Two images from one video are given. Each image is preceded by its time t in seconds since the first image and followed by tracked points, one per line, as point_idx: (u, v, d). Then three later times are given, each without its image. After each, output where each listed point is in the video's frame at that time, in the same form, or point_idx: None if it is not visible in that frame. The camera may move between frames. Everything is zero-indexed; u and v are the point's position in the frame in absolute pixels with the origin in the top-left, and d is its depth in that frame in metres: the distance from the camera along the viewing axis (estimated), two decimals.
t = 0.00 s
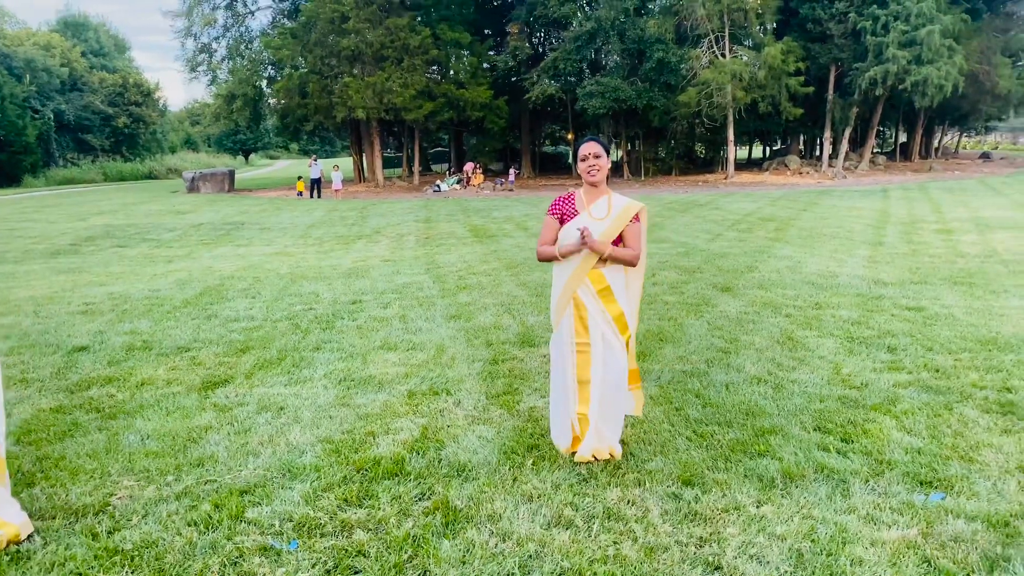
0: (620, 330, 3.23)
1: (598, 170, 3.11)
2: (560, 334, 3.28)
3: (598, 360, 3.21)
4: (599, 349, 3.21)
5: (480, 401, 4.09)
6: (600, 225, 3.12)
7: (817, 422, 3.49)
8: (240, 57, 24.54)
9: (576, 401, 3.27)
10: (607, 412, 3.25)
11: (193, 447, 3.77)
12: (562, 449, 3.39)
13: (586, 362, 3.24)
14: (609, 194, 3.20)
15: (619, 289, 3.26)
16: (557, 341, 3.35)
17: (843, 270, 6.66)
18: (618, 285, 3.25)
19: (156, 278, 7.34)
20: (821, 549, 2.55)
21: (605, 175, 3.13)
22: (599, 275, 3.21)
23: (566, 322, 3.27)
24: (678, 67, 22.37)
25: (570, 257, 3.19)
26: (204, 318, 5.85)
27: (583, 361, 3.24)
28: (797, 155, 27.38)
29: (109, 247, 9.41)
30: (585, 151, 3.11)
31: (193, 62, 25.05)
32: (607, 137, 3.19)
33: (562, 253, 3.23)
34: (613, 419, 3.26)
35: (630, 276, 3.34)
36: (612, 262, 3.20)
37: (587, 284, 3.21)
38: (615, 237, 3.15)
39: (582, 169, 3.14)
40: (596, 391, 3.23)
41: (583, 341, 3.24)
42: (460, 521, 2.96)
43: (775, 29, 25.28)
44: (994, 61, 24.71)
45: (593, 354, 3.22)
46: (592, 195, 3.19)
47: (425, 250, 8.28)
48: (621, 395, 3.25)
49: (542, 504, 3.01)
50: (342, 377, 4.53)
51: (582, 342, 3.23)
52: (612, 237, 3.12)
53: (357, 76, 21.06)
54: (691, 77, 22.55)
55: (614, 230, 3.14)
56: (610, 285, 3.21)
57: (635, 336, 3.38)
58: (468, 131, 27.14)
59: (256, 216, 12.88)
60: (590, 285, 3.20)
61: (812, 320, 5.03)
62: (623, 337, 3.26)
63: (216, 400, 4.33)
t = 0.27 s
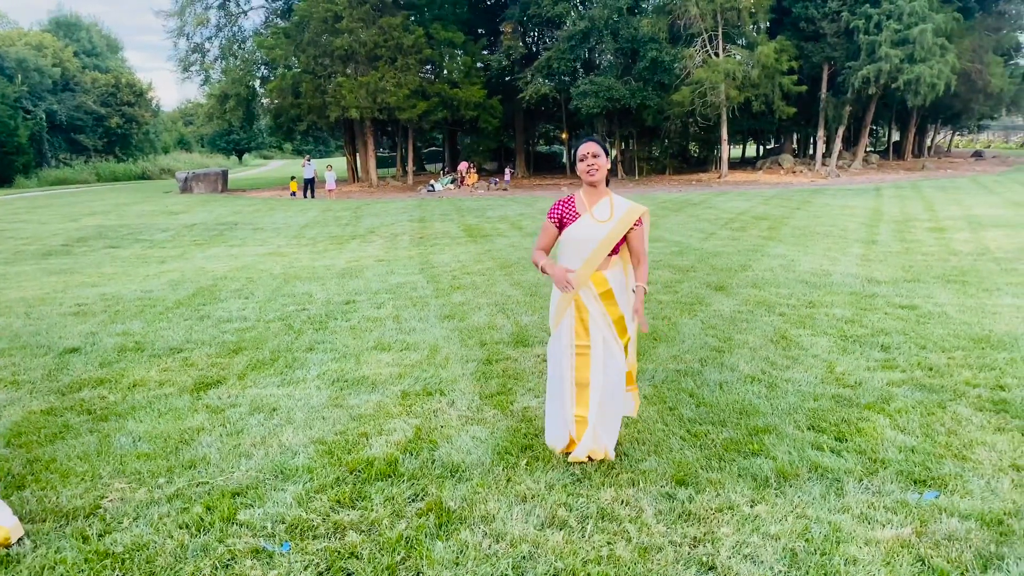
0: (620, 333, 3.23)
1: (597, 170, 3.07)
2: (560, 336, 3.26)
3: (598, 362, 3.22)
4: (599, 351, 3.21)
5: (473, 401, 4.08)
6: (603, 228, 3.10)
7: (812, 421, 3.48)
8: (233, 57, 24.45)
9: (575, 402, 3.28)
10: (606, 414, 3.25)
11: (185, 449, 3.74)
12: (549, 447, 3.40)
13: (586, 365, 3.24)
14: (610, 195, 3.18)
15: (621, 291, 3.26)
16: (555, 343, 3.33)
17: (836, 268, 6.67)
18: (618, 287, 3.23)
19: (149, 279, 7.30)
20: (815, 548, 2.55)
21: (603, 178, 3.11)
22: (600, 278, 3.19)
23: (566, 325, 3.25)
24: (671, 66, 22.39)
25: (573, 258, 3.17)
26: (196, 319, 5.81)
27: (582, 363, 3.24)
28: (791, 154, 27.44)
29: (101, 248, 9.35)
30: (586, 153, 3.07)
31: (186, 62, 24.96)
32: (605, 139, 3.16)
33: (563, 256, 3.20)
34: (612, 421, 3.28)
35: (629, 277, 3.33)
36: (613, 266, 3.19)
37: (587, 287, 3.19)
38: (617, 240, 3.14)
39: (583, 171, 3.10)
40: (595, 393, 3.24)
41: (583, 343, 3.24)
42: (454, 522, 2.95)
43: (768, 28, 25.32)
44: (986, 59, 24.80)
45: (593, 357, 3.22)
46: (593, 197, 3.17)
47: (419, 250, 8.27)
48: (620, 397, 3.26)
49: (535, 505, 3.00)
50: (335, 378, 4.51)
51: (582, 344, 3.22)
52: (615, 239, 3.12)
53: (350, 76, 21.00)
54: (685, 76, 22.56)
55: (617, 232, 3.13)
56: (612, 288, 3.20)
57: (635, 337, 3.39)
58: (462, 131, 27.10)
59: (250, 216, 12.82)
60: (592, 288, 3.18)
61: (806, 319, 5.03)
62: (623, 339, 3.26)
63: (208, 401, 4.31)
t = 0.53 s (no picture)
0: (619, 341, 3.21)
1: (586, 178, 3.08)
2: (557, 348, 3.20)
3: (599, 372, 3.17)
4: (599, 361, 3.17)
5: (468, 402, 4.06)
6: (598, 237, 3.10)
7: (806, 421, 3.47)
8: (227, 57, 24.34)
9: (574, 414, 3.21)
10: (606, 424, 3.21)
11: (177, 451, 3.71)
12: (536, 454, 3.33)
13: (586, 376, 3.18)
14: (600, 204, 3.18)
15: (616, 300, 3.24)
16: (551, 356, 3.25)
17: (831, 267, 6.66)
18: (614, 297, 3.23)
19: (142, 279, 7.26)
20: (810, 549, 2.53)
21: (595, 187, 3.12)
22: (596, 287, 3.18)
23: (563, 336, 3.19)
24: (666, 66, 22.38)
25: (569, 268, 3.15)
26: (190, 320, 5.78)
27: (582, 374, 3.18)
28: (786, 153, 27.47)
29: (94, 249, 9.30)
30: (577, 163, 3.09)
31: (179, 62, 24.87)
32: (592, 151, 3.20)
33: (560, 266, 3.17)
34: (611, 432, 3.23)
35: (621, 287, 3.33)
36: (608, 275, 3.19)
37: (585, 297, 3.16)
38: (613, 248, 3.13)
39: (575, 182, 3.11)
40: (596, 404, 3.18)
41: (582, 354, 3.18)
42: (448, 524, 2.92)
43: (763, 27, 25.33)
44: (980, 58, 24.83)
45: (594, 368, 3.16)
46: (584, 207, 3.17)
47: (414, 250, 8.25)
48: (619, 407, 3.23)
49: (530, 506, 2.98)
50: (329, 379, 4.48)
51: (582, 355, 3.17)
52: (611, 247, 3.12)
53: (345, 76, 20.94)
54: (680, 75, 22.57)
55: (612, 239, 3.12)
56: (607, 297, 3.19)
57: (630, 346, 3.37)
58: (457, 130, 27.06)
59: (244, 217, 12.77)
60: (588, 298, 3.16)
61: (801, 318, 5.02)
62: (621, 348, 3.24)
63: (201, 403, 4.28)
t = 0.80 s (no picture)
0: (614, 345, 3.21)
1: (567, 188, 3.05)
2: (553, 356, 3.18)
3: (596, 378, 3.16)
4: (595, 366, 3.16)
5: (465, 403, 4.04)
6: (582, 243, 3.08)
7: (805, 421, 3.46)
8: (223, 57, 24.25)
9: (573, 421, 3.20)
10: (606, 428, 3.21)
11: (173, 453, 3.69)
12: (527, 458, 3.33)
13: (583, 382, 3.17)
14: (582, 210, 3.16)
15: (607, 304, 3.23)
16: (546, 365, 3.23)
17: (829, 265, 6.65)
18: (605, 301, 3.22)
19: (138, 281, 7.22)
20: (810, 550, 2.52)
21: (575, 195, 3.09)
22: (587, 293, 3.17)
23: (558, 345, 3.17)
24: (663, 65, 22.37)
25: (557, 276, 3.13)
26: (186, 321, 5.75)
27: (580, 381, 3.17)
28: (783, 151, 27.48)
29: (90, 250, 9.26)
30: (555, 172, 3.05)
31: (175, 62, 24.81)
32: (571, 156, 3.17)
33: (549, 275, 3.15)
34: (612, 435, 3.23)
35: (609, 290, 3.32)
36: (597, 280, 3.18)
37: (576, 305, 3.14)
38: (599, 252, 3.11)
39: (556, 191, 3.07)
40: (595, 409, 3.18)
41: (578, 361, 3.17)
42: (445, 527, 2.91)
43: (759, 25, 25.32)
44: (976, 56, 24.81)
45: (591, 373, 3.16)
46: (567, 215, 3.14)
47: (411, 250, 8.23)
48: (616, 409, 3.23)
49: (528, 508, 2.97)
50: (326, 380, 4.47)
51: (578, 362, 3.16)
52: (597, 251, 3.09)
53: (341, 75, 20.89)
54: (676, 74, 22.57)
55: (598, 244, 3.09)
56: (598, 302, 3.18)
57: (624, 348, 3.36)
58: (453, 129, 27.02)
59: (241, 217, 12.74)
60: (579, 304, 3.15)
61: (799, 317, 5.01)
62: (616, 352, 3.23)
63: (197, 405, 4.25)
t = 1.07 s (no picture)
0: (605, 345, 3.20)
1: (548, 193, 3.07)
2: (544, 361, 3.18)
3: (589, 378, 3.16)
4: (587, 367, 3.16)
5: (466, 404, 4.03)
6: (566, 245, 3.08)
7: (806, 421, 3.45)
8: (221, 57, 24.17)
9: (569, 424, 3.19)
10: (603, 428, 3.20)
11: (173, 455, 3.68)
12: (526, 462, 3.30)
13: (576, 384, 3.16)
14: (564, 213, 3.16)
15: (596, 305, 3.23)
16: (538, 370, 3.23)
17: (829, 264, 6.65)
18: (593, 302, 3.22)
19: (137, 281, 7.21)
20: (814, 551, 2.51)
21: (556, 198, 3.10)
22: (574, 294, 3.17)
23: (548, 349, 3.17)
24: (661, 63, 22.35)
25: (544, 279, 3.13)
26: (186, 322, 5.74)
27: (573, 383, 3.16)
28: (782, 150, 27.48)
29: (89, 251, 9.25)
30: (534, 177, 3.06)
31: (174, 63, 24.78)
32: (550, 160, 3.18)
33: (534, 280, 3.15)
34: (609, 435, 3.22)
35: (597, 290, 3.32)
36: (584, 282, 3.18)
37: (564, 308, 3.14)
38: (584, 253, 3.12)
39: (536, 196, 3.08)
40: (590, 410, 3.17)
41: (570, 363, 3.17)
42: (446, 528, 2.90)
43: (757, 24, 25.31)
44: (975, 54, 24.83)
45: (583, 374, 3.15)
46: (549, 219, 3.15)
47: (410, 250, 8.21)
48: (612, 409, 3.22)
49: (529, 509, 2.96)
50: (326, 381, 4.45)
51: (570, 364, 3.16)
52: (582, 252, 3.10)
53: (340, 75, 20.86)
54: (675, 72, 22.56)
55: (582, 245, 3.10)
56: (586, 303, 3.18)
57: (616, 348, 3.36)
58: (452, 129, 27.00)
59: (240, 217, 12.71)
60: (566, 305, 3.15)
61: (800, 316, 5.00)
62: (607, 352, 3.23)
63: (197, 406, 4.24)
